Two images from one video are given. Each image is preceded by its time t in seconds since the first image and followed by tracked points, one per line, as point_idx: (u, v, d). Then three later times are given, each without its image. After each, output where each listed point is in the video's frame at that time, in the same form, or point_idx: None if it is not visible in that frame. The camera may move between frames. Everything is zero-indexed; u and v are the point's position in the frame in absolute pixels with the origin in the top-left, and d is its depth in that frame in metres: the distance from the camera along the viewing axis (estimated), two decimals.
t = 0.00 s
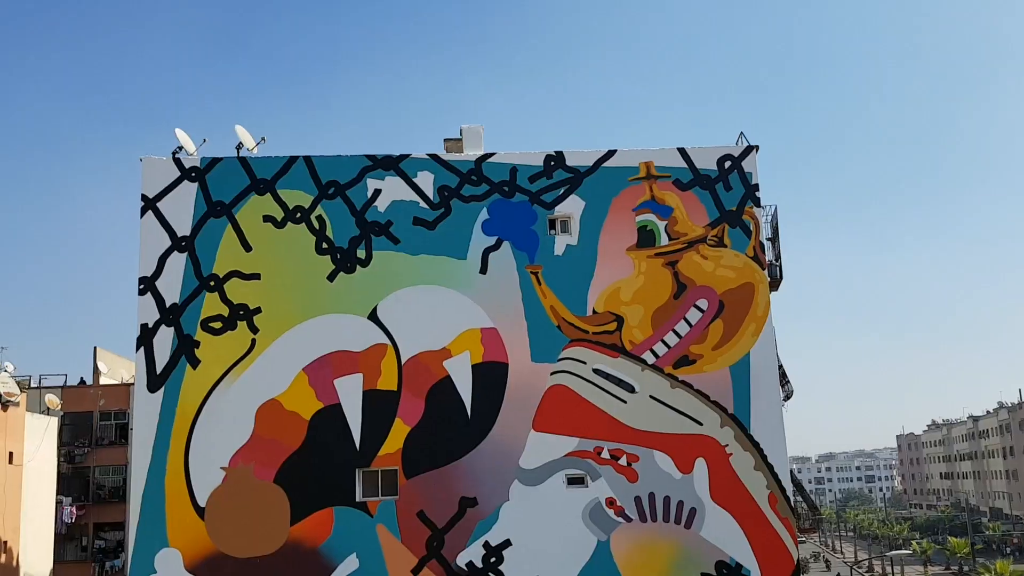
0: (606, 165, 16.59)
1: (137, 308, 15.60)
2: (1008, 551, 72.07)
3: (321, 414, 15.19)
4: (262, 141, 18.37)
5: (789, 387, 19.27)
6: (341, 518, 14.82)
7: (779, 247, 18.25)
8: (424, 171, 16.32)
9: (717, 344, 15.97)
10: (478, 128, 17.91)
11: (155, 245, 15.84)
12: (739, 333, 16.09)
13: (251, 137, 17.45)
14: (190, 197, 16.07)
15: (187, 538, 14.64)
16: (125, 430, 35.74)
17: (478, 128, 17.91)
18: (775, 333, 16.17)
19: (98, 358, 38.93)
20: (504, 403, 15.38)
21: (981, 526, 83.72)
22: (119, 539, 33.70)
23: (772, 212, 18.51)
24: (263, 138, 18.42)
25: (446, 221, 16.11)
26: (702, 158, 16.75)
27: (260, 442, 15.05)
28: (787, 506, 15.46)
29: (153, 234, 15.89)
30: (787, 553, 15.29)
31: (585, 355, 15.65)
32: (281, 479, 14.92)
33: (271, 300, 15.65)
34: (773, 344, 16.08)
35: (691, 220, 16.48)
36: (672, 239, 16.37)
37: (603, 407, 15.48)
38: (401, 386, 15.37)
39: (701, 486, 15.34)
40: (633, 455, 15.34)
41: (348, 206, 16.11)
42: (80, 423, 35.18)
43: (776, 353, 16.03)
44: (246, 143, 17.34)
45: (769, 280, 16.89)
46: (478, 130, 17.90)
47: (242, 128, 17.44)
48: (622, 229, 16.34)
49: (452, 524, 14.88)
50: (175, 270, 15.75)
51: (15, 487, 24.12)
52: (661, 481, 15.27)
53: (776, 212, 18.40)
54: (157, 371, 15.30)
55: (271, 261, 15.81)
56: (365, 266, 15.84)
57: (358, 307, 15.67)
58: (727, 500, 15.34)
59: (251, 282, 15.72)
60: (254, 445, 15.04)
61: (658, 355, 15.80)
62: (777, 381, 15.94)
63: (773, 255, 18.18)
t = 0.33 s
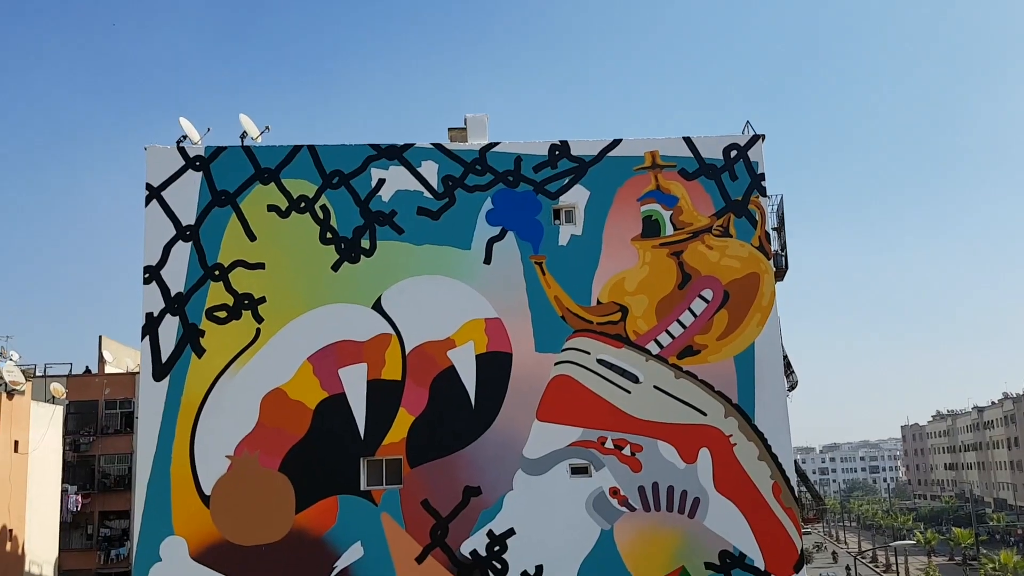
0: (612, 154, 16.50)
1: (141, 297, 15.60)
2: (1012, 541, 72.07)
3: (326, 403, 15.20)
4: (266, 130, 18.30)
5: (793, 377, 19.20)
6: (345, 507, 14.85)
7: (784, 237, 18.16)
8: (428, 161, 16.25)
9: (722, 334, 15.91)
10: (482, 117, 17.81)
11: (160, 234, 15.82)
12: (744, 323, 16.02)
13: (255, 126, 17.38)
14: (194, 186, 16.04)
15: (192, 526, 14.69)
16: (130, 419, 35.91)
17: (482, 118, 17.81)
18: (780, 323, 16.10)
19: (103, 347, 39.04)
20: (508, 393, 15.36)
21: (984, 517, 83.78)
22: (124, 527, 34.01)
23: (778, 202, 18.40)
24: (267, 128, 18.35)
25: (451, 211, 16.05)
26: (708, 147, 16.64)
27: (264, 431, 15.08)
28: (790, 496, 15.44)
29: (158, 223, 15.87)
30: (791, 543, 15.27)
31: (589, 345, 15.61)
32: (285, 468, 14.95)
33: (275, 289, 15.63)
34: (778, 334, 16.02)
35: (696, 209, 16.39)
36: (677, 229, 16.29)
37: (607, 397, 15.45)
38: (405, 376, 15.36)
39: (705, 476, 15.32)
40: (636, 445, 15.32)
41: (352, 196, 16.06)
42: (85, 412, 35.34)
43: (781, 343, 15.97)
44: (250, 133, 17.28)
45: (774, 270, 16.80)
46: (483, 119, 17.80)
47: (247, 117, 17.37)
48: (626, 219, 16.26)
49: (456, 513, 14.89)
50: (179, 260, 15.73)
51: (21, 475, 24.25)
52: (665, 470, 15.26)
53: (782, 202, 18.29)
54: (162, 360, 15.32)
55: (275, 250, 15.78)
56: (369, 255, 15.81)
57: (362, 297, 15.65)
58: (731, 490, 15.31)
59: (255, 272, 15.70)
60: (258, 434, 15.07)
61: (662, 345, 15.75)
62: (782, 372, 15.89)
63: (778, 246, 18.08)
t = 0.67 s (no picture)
0: (618, 140, 16.38)
1: (148, 282, 15.61)
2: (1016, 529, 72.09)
3: (331, 388, 15.23)
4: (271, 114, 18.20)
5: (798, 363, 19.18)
6: (350, 491, 14.90)
7: (791, 224, 18.04)
8: (434, 146, 16.17)
9: (728, 321, 15.85)
10: (488, 102, 17.70)
11: (166, 218, 15.81)
12: (750, 309, 15.95)
13: (260, 110, 17.30)
14: (200, 171, 16.00)
15: (198, 510, 14.77)
16: (136, 403, 36.09)
17: (488, 103, 17.70)
18: (786, 310, 16.02)
19: (109, 331, 39.20)
20: (513, 379, 15.35)
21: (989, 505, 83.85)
22: (130, 510, 34.25)
23: (785, 188, 18.26)
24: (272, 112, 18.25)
25: (456, 196, 15.98)
26: (715, 133, 16.50)
27: (270, 416, 15.12)
28: (795, 482, 15.42)
29: (164, 208, 15.85)
30: (796, 530, 15.27)
31: (594, 331, 15.57)
32: (291, 453, 14.99)
33: (281, 274, 15.63)
34: (784, 321, 15.94)
35: (703, 195, 16.28)
36: (684, 215, 16.20)
37: (611, 383, 15.43)
38: (410, 362, 15.36)
39: (709, 462, 15.31)
40: (641, 431, 15.32)
41: (357, 182, 16.00)
42: (92, 396, 35.51)
43: (787, 330, 15.89)
44: (255, 117, 17.21)
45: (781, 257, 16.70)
46: (489, 104, 17.69)
47: (252, 102, 17.29)
48: (632, 205, 16.17)
49: (461, 498, 14.94)
50: (185, 245, 15.73)
51: (28, 459, 24.43)
52: (669, 456, 15.26)
53: (789, 188, 18.16)
54: (169, 345, 15.35)
55: (280, 236, 15.76)
56: (374, 241, 15.77)
57: (368, 282, 15.63)
58: (735, 476, 15.30)
59: (261, 257, 15.68)
60: (264, 419, 15.11)
61: (667, 332, 15.70)
62: (787, 359, 15.82)
63: (785, 232, 17.97)
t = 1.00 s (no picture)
0: (622, 123, 16.26)
1: (151, 263, 15.59)
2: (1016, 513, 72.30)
3: (334, 371, 15.24)
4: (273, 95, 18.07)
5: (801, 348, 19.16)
6: (352, 473, 14.96)
7: (795, 207, 17.95)
8: (436, 128, 16.06)
9: (730, 305, 15.80)
10: (491, 84, 17.55)
11: (169, 200, 15.76)
12: (753, 293, 15.90)
13: (262, 91, 17.18)
14: (202, 152, 15.93)
15: (202, 490, 14.84)
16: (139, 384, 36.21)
17: (491, 84, 17.55)
18: (788, 294, 15.97)
19: (112, 313, 39.25)
20: (516, 362, 15.34)
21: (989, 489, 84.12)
22: (134, 491, 34.51)
23: (789, 172, 18.15)
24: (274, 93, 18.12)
25: (459, 179, 15.90)
26: (719, 115, 16.37)
27: (272, 398, 15.16)
28: (796, 466, 15.44)
29: (167, 189, 15.80)
30: (796, 513, 15.30)
31: (596, 315, 15.54)
32: (294, 435, 15.04)
33: (283, 257, 15.59)
34: (787, 305, 15.90)
35: (706, 179, 16.18)
36: (687, 198, 16.11)
37: (613, 366, 15.42)
38: (413, 345, 15.35)
39: (710, 445, 15.33)
40: (642, 414, 15.33)
41: (360, 164, 15.92)
42: (94, 377, 35.58)
43: (789, 314, 15.85)
44: (257, 99, 17.09)
45: (784, 241, 16.62)
46: (492, 86, 17.54)
47: (254, 83, 17.16)
48: (636, 188, 16.08)
49: (463, 480, 14.99)
50: (188, 227, 15.69)
51: (31, 440, 24.55)
52: (670, 439, 15.28)
53: (793, 172, 18.05)
54: (172, 327, 15.36)
55: (282, 218, 15.71)
56: (377, 224, 15.71)
57: (370, 265, 15.59)
58: (736, 459, 15.33)
59: (263, 239, 15.64)
60: (267, 401, 15.15)
61: (670, 315, 15.67)
62: (790, 343, 15.79)
63: (789, 216, 17.89)
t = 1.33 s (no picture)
0: (626, 101, 16.10)
1: (154, 242, 15.55)
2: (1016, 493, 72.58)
3: (337, 350, 15.25)
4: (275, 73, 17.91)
5: (803, 328, 19.19)
6: (356, 451, 15.02)
7: (799, 186, 17.83)
8: (439, 106, 15.93)
9: (733, 284, 15.74)
10: (495, 61, 17.36)
11: (171, 178, 15.68)
12: (756, 273, 15.82)
13: (264, 69, 17.02)
14: (204, 130, 15.82)
15: (207, 468, 14.92)
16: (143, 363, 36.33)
17: (495, 62, 17.36)
18: (792, 273, 15.89)
19: (115, 292, 39.30)
20: (519, 342, 15.32)
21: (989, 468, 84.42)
22: (138, 469, 34.77)
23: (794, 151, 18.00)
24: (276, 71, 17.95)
25: (462, 158, 15.79)
26: (724, 94, 16.20)
27: (276, 376, 15.18)
28: (798, 445, 15.45)
29: (169, 168, 15.71)
30: (797, 491, 15.33)
31: (599, 295, 15.50)
32: (297, 413, 15.08)
33: (286, 235, 15.54)
34: (791, 285, 15.83)
35: (711, 158, 16.04)
36: (691, 178, 15.99)
37: (616, 346, 15.40)
38: (416, 324, 15.34)
39: (712, 425, 15.35)
40: (644, 393, 15.34)
41: (362, 142, 15.81)
42: (98, 355, 35.68)
43: (793, 294, 15.79)
44: (259, 76, 16.94)
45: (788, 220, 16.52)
46: (495, 63, 17.35)
47: (256, 60, 16.99)
48: (640, 167, 15.95)
49: (466, 459, 15.04)
50: (191, 205, 15.63)
51: (36, 418, 24.69)
52: (672, 419, 15.29)
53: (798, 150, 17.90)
54: (175, 306, 15.36)
55: (285, 196, 15.63)
56: (380, 203, 15.64)
57: (373, 244, 15.54)
58: (738, 439, 15.35)
59: (266, 218, 15.58)
60: (270, 379, 15.18)
61: (673, 295, 15.62)
62: (793, 323, 15.75)
63: (793, 195, 17.78)
